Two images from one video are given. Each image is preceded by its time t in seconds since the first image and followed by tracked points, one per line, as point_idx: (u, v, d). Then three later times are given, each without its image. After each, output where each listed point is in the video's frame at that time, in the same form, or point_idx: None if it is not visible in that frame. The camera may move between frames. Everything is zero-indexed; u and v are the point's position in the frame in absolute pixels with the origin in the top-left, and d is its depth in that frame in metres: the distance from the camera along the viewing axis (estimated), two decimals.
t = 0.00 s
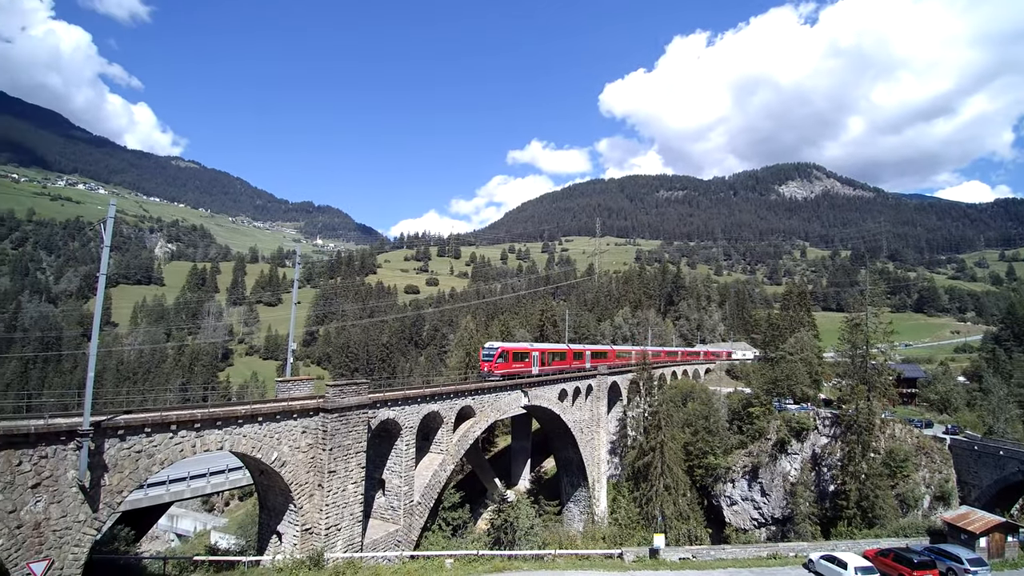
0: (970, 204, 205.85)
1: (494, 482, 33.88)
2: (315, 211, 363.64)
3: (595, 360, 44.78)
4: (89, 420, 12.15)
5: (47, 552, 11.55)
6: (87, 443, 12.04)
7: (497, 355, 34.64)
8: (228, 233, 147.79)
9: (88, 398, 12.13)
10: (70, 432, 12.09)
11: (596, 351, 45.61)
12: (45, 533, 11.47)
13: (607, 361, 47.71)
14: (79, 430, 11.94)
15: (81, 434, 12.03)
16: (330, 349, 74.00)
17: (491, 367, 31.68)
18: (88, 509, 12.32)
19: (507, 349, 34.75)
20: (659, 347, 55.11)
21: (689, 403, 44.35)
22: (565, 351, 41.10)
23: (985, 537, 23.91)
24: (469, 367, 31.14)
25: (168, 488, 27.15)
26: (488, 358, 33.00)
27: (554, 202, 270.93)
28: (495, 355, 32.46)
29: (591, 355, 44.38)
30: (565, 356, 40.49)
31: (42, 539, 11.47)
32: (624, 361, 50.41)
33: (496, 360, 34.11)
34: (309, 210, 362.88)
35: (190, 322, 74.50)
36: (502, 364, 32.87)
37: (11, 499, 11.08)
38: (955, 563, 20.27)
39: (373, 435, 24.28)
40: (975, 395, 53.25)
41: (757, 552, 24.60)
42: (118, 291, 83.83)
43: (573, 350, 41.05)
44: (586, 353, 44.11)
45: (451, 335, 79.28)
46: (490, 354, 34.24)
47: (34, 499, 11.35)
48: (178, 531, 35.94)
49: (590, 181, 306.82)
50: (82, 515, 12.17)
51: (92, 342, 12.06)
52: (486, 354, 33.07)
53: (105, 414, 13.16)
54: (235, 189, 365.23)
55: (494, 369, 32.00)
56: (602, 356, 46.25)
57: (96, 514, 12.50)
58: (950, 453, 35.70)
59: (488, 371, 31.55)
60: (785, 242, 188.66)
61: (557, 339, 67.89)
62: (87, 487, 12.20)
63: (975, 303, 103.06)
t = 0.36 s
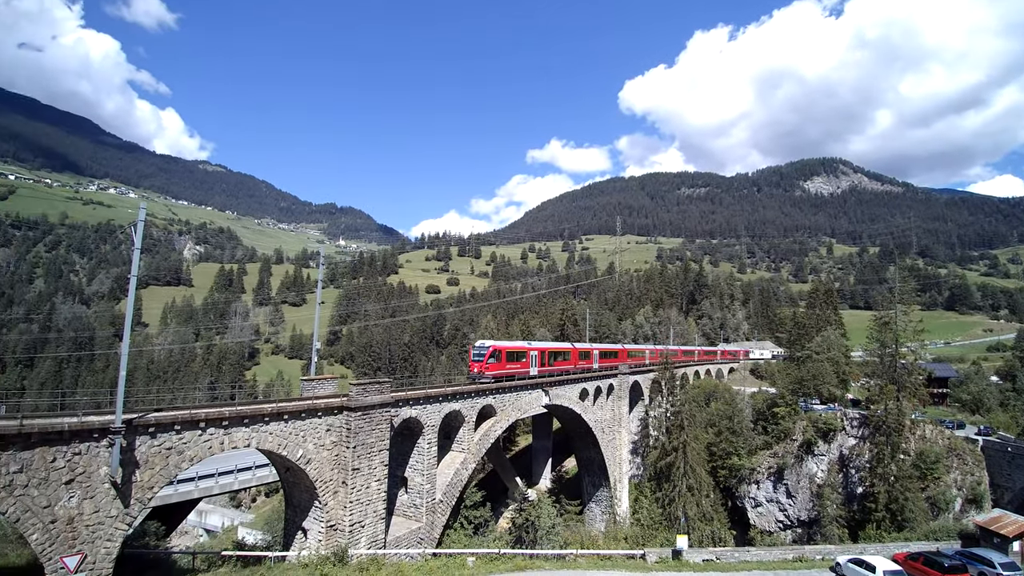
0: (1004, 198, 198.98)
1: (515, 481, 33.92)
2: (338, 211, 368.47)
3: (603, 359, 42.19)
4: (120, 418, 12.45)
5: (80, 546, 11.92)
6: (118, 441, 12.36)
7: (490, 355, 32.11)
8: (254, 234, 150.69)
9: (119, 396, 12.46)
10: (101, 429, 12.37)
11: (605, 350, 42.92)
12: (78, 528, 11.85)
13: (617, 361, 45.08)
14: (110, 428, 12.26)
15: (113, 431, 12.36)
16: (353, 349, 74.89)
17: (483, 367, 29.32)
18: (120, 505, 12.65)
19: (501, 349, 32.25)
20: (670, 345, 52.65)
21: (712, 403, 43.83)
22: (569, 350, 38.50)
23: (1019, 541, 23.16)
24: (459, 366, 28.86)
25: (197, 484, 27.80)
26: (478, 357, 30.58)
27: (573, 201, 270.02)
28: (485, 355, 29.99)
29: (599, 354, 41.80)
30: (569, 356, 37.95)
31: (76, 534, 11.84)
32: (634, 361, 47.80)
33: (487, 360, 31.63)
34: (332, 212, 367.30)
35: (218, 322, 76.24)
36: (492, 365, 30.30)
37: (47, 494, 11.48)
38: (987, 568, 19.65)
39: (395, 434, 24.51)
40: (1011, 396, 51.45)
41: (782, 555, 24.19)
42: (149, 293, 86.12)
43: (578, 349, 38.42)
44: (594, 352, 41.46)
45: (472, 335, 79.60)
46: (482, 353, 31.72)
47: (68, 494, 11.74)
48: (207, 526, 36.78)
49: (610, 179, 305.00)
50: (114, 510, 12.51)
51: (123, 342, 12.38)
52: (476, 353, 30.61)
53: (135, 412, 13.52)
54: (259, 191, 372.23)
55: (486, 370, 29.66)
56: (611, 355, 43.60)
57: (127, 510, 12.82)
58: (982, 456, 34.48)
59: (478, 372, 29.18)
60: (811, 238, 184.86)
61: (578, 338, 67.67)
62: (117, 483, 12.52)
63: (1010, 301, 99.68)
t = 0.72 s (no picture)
0: None
1: (536, 481, 33.88)
2: (360, 212, 372.82)
3: (609, 360, 39.64)
4: (150, 416, 12.76)
5: (112, 541, 12.23)
6: (149, 438, 12.67)
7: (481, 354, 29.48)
8: (278, 237, 153.42)
9: (150, 395, 12.76)
10: (133, 427, 12.69)
11: (611, 350, 40.38)
12: (109, 524, 12.17)
13: (625, 362, 42.46)
14: (141, 426, 12.58)
15: (144, 429, 12.68)
16: (375, 348, 75.63)
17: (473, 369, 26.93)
18: (150, 501, 12.96)
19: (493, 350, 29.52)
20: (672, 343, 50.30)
21: (736, 403, 43.24)
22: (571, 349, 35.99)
23: None
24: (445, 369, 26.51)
25: (224, 481, 28.33)
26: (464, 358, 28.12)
27: (593, 200, 268.96)
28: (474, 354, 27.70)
29: (604, 354, 39.27)
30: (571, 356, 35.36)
31: (107, 529, 12.15)
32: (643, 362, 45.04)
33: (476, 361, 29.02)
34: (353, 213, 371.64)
35: (244, 322, 77.89)
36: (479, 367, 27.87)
37: (80, 491, 11.79)
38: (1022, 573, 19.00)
39: (417, 433, 24.69)
40: None
41: (808, 558, 23.71)
42: (177, 294, 88.31)
43: (581, 349, 35.90)
44: (599, 353, 38.97)
45: (493, 335, 79.82)
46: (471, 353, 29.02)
47: (100, 491, 12.05)
48: (234, 522, 37.47)
49: (629, 178, 303.00)
50: (144, 506, 12.83)
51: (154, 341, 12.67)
52: (462, 353, 28.38)
53: (166, 410, 13.82)
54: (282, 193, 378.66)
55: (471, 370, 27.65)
56: (617, 356, 41.04)
57: (157, 506, 13.13)
58: (1015, 458, 33.36)
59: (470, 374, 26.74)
60: (836, 235, 181.01)
61: (598, 338, 67.39)
62: (148, 480, 12.84)
63: None
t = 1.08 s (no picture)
0: None
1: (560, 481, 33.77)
2: (385, 214, 377.16)
3: (616, 361, 37.22)
4: (185, 415, 13.22)
5: (147, 536, 12.67)
6: (183, 435, 13.08)
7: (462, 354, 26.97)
8: (305, 239, 156.35)
9: (184, 394, 13.21)
10: (168, 425, 13.11)
11: (619, 350, 37.96)
12: (145, 518, 12.62)
13: (635, 363, 39.96)
14: (176, 424, 13.02)
15: (178, 427, 13.11)
16: (401, 348, 76.45)
17: (455, 371, 24.98)
18: (183, 497, 13.37)
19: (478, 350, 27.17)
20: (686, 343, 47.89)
21: (764, 404, 42.47)
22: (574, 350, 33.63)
23: None
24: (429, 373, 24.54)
25: (255, 478, 28.89)
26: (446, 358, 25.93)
27: (616, 198, 267.01)
28: (453, 354, 25.68)
29: (611, 354, 36.86)
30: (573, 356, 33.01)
31: (142, 524, 12.59)
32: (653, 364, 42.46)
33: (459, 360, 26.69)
34: (378, 215, 376.33)
35: (273, 323, 79.70)
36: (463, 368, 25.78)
37: (116, 486, 12.24)
38: None
39: (442, 432, 24.90)
40: None
41: (839, 563, 23.17)
42: (210, 296, 90.83)
43: (584, 348, 33.54)
44: (606, 353, 36.57)
45: (517, 334, 79.95)
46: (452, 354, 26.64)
47: (135, 487, 12.51)
48: (264, 518, 38.30)
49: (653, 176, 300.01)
50: (178, 502, 13.24)
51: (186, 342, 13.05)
52: (441, 354, 26.26)
53: (198, 409, 14.24)
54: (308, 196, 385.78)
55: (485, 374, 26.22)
56: (626, 357, 38.60)
57: (191, 502, 13.54)
58: None
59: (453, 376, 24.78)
60: (868, 232, 176.00)
61: (623, 337, 66.94)
62: (181, 476, 13.23)
63: None
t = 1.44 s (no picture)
0: None
1: (589, 482, 33.59)
2: (413, 216, 381.49)
3: (624, 362, 34.69)
4: (223, 413, 13.67)
5: (187, 530, 13.15)
6: (221, 433, 13.55)
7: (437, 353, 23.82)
8: (336, 242, 159.60)
9: (222, 392, 13.68)
10: (207, 422, 13.59)
11: (628, 351, 35.40)
12: (185, 514, 13.09)
13: (646, 365, 37.35)
14: (214, 421, 13.49)
15: (216, 424, 13.57)
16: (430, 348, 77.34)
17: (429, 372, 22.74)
18: (222, 492, 13.82)
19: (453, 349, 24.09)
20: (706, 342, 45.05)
21: (799, 406, 41.41)
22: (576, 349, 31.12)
23: None
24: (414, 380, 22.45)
25: (290, 474, 29.63)
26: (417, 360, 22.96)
27: (644, 197, 264.03)
28: (427, 355, 23.44)
29: (619, 355, 34.40)
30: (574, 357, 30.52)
31: (183, 519, 13.07)
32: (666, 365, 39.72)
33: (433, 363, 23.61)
34: (407, 216, 381.01)
35: (307, 324, 81.76)
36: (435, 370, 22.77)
37: (157, 482, 12.73)
38: None
39: (471, 431, 25.14)
40: None
41: (878, 569, 22.38)
42: (246, 298, 93.65)
43: (586, 348, 31.04)
44: (613, 353, 34.06)
45: (545, 334, 79.99)
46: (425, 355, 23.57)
47: (176, 482, 12.99)
48: (298, 514, 39.28)
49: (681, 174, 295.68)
50: (217, 497, 13.70)
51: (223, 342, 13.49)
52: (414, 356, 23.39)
53: (236, 407, 14.68)
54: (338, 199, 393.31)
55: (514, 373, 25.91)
56: (636, 358, 36.02)
57: (229, 498, 13.98)
58: None
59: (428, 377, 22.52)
60: (908, 227, 169.57)
61: (652, 337, 66.30)
62: (220, 472, 13.70)
63: None
